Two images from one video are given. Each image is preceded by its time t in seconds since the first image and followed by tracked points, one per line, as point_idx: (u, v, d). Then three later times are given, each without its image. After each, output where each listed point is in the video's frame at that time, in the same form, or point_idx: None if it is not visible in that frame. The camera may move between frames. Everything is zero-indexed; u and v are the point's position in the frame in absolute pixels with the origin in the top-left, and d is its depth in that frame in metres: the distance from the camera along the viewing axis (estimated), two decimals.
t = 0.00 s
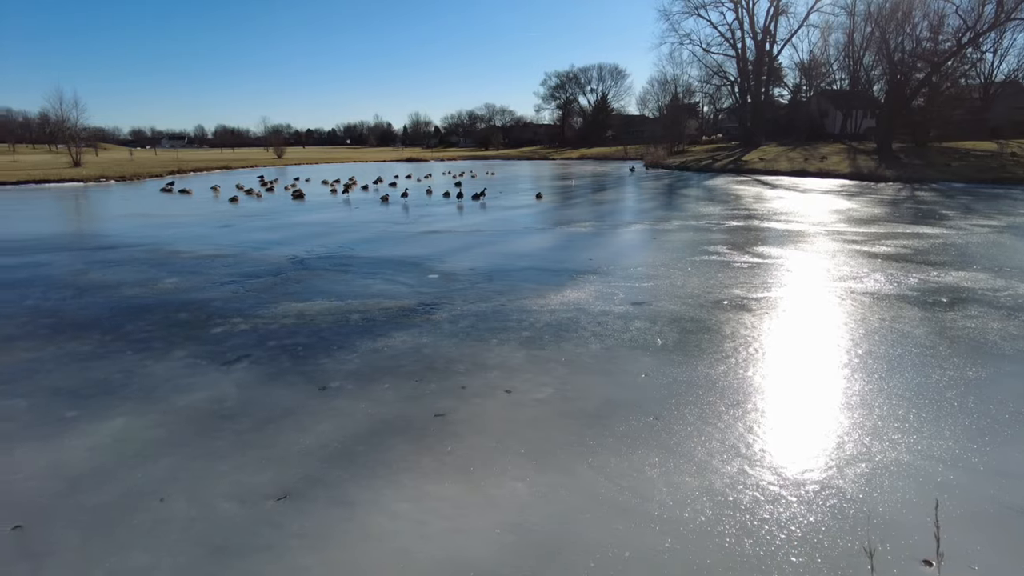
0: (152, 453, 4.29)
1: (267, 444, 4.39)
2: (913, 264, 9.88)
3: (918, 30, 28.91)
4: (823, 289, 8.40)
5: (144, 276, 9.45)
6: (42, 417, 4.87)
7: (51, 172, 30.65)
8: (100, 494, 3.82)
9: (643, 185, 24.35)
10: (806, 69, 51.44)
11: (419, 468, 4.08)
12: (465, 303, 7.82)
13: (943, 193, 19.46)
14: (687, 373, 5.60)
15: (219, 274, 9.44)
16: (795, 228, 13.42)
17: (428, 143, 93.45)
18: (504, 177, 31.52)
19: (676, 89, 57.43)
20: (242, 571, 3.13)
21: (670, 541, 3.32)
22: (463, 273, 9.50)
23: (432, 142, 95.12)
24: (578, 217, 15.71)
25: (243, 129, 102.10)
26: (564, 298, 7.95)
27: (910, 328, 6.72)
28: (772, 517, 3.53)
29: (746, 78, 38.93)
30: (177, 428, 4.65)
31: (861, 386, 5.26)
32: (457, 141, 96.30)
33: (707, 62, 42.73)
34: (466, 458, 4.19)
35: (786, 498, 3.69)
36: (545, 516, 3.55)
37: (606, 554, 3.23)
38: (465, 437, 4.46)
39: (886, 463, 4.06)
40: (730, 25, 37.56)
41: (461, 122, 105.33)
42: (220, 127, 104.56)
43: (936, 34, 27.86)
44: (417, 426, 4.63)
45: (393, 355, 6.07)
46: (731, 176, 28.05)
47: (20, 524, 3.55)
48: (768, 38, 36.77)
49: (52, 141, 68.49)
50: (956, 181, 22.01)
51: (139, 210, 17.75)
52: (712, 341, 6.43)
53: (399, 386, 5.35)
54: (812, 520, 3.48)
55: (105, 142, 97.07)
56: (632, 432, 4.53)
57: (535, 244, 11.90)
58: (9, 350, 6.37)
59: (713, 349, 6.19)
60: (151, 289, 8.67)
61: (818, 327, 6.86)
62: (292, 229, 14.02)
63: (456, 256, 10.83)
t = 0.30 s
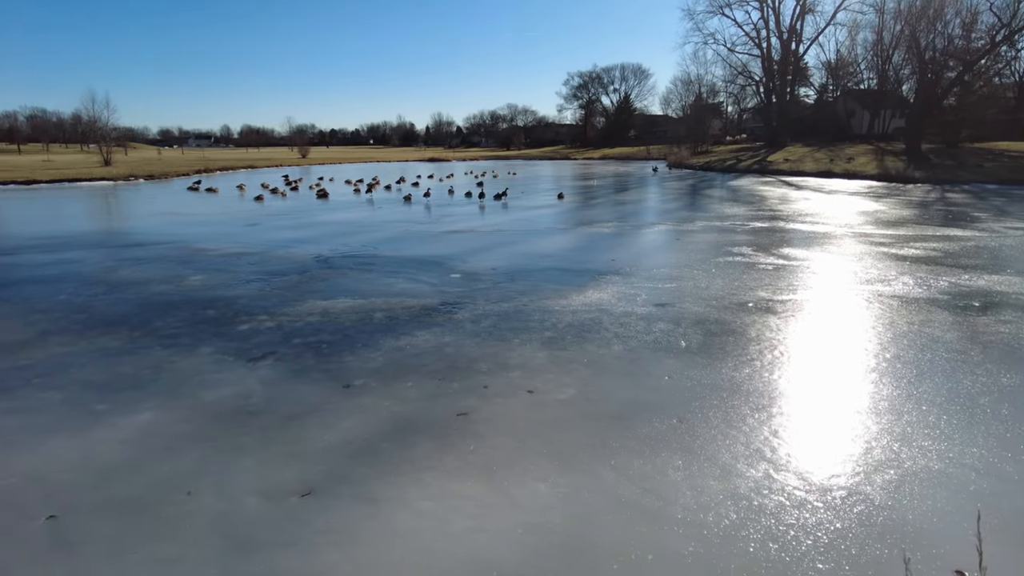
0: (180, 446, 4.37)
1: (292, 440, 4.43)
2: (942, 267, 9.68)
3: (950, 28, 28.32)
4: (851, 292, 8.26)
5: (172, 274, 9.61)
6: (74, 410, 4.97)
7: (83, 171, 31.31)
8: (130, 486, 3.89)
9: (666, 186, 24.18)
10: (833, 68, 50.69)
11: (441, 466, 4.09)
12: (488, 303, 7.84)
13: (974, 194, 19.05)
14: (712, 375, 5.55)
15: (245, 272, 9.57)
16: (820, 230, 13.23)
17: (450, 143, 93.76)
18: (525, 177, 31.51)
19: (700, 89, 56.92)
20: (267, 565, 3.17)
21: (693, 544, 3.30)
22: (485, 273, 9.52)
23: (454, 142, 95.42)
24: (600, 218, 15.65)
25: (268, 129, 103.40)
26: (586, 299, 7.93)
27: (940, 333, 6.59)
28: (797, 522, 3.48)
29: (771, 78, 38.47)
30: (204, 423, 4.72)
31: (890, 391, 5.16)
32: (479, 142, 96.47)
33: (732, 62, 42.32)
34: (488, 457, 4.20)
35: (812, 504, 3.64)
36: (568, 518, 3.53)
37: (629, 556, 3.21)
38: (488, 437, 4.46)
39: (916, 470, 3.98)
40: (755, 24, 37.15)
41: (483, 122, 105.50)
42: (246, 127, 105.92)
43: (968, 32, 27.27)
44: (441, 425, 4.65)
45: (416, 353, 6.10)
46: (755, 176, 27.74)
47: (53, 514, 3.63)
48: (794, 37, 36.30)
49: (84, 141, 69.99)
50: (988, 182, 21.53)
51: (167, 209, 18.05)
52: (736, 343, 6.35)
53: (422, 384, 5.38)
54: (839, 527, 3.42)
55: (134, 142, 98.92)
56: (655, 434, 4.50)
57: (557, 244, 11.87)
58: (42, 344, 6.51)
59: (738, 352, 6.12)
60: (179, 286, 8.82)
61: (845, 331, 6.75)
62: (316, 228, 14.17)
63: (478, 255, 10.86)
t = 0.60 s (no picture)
0: (205, 442, 4.43)
1: (314, 437, 4.47)
2: (973, 269, 9.48)
3: (982, 26, 27.69)
4: (878, 295, 8.10)
5: (197, 271, 9.75)
6: (103, 405, 5.06)
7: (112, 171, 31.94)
8: (157, 480, 3.96)
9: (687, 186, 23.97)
10: (860, 67, 49.87)
11: (462, 466, 4.10)
12: (508, 303, 7.83)
13: (1006, 196, 18.63)
14: (735, 378, 5.48)
15: (268, 271, 9.67)
16: (846, 231, 13.03)
17: (471, 143, 93.98)
18: (546, 177, 31.48)
19: (723, 88, 56.37)
20: (290, 562, 3.20)
21: (716, 549, 3.26)
22: (506, 273, 9.52)
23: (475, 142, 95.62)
24: (622, 218, 15.57)
25: (291, 129, 104.50)
26: (607, 300, 7.89)
27: (970, 337, 6.44)
28: (823, 528, 3.42)
29: (796, 77, 37.96)
30: (228, 419, 4.78)
31: (918, 397, 5.05)
32: (500, 142, 96.57)
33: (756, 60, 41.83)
34: (509, 458, 4.19)
35: (838, 510, 3.58)
36: (588, 520, 3.51)
37: (649, 560, 3.19)
38: (509, 437, 4.46)
39: (946, 477, 3.90)
40: (780, 23, 36.68)
41: (504, 122, 105.55)
42: (270, 126, 107.14)
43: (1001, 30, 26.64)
44: (462, 424, 4.66)
45: (437, 353, 6.12)
46: (779, 177, 27.40)
47: (82, 506, 3.70)
48: (820, 35, 35.77)
49: (113, 141, 71.35)
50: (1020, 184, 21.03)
51: (193, 208, 18.33)
52: (760, 346, 6.27)
53: (443, 384, 5.39)
54: (866, 534, 3.36)
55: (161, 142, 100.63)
56: (677, 437, 4.46)
57: (578, 245, 11.83)
58: (72, 339, 6.65)
59: (762, 355, 6.04)
60: (204, 284, 8.94)
61: (871, 334, 6.63)
62: (338, 227, 14.28)
63: (499, 256, 10.86)
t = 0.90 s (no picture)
0: (228, 439, 4.49)
1: (335, 436, 4.51)
2: (1001, 272, 9.28)
3: (1012, 23, 27.11)
4: (903, 298, 7.97)
5: (220, 270, 9.87)
6: (129, 401, 5.15)
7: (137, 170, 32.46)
8: (181, 477, 4.02)
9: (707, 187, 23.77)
10: (885, 66, 49.11)
11: (481, 466, 4.10)
12: (527, 303, 7.83)
13: None
14: (757, 381, 5.42)
15: (289, 270, 9.77)
16: (870, 233, 12.84)
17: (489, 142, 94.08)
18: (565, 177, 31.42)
19: (744, 88, 55.82)
20: (312, 559, 3.22)
21: (737, 553, 3.23)
22: (525, 273, 9.51)
23: (494, 142, 95.72)
24: (641, 218, 15.50)
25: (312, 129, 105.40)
26: (626, 301, 7.85)
27: (999, 341, 6.31)
28: (846, 534, 3.37)
29: (819, 76, 37.49)
30: (251, 416, 4.83)
31: (945, 402, 4.96)
32: (518, 142, 96.53)
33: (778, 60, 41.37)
34: (528, 458, 4.19)
35: (862, 516, 3.52)
36: (608, 522, 3.50)
37: (670, 563, 3.17)
38: (528, 437, 4.46)
39: (974, 485, 3.82)
40: (803, 21, 36.25)
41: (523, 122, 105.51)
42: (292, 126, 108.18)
43: None
44: (481, 424, 4.66)
45: (456, 352, 6.13)
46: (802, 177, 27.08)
47: (108, 501, 3.76)
48: (844, 34, 35.28)
49: (138, 141, 72.51)
50: None
51: (215, 206, 18.59)
52: (782, 348, 6.20)
53: (463, 383, 5.40)
54: (890, 541, 3.31)
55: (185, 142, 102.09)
56: (698, 440, 4.42)
57: (596, 245, 11.79)
58: (99, 336, 6.76)
59: (783, 357, 5.97)
60: (227, 282, 9.05)
61: (896, 337, 6.53)
62: (357, 226, 14.38)
63: (518, 256, 10.86)
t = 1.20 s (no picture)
0: (247, 435, 4.53)
1: (353, 433, 4.54)
2: None
3: None
4: (926, 300, 7.85)
5: (241, 268, 9.98)
6: (151, 397, 5.23)
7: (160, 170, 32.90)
8: (202, 472, 4.07)
9: (726, 187, 23.56)
10: (909, 65, 48.34)
11: (498, 466, 4.10)
12: (545, 303, 7.82)
13: None
14: (776, 383, 5.37)
15: (308, 269, 9.85)
16: (892, 234, 12.66)
17: (507, 143, 94.15)
18: (582, 177, 31.35)
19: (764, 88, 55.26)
20: (329, 556, 3.24)
21: (756, 557, 3.20)
22: (542, 273, 9.50)
23: (511, 142, 95.75)
24: (659, 219, 15.41)
25: (330, 129, 106.18)
26: (644, 301, 7.81)
27: None
28: (867, 539, 3.33)
29: (841, 76, 37.02)
30: (270, 413, 4.88)
31: (969, 406, 4.87)
32: (535, 142, 96.50)
33: (799, 59, 40.90)
34: (545, 458, 4.19)
35: (884, 521, 3.47)
36: (625, 524, 3.48)
37: (688, 566, 3.14)
38: (545, 437, 4.45)
39: (1001, 492, 3.74)
40: (824, 20, 35.83)
41: (540, 122, 105.45)
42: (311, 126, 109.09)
43: None
44: (498, 424, 4.66)
45: (473, 352, 6.14)
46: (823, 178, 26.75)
47: (130, 495, 3.82)
48: (867, 33, 34.80)
49: (161, 142, 73.58)
50: None
51: (236, 206, 18.79)
52: (802, 351, 6.13)
53: (479, 383, 5.40)
54: (913, 547, 3.25)
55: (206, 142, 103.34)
56: (716, 442, 4.39)
57: (614, 245, 11.73)
58: (122, 333, 6.87)
59: (804, 359, 5.90)
60: (247, 280, 9.15)
61: (919, 340, 6.42)
62: (375, 226, 14.46)
63: (534, 256, 10.85)
